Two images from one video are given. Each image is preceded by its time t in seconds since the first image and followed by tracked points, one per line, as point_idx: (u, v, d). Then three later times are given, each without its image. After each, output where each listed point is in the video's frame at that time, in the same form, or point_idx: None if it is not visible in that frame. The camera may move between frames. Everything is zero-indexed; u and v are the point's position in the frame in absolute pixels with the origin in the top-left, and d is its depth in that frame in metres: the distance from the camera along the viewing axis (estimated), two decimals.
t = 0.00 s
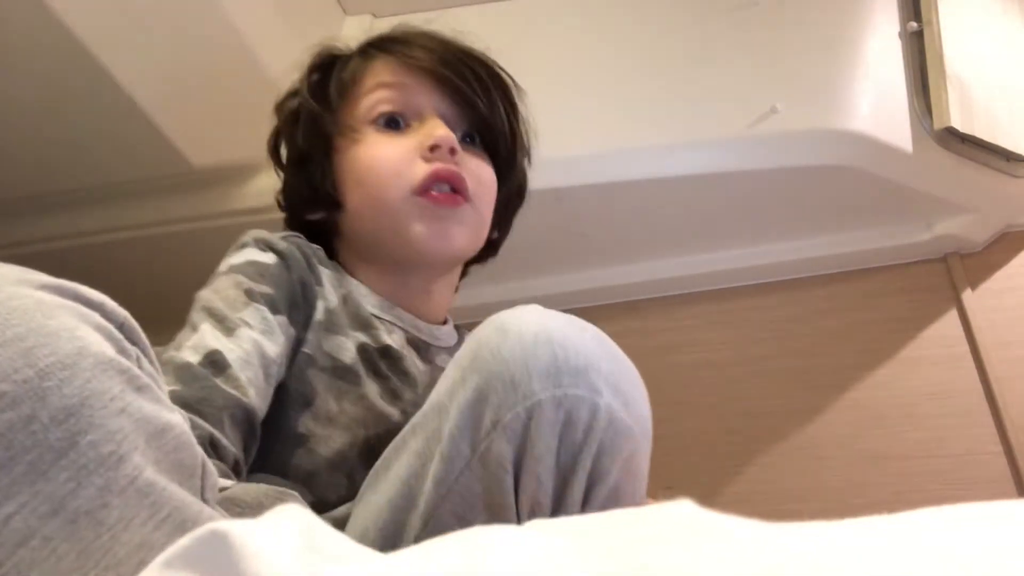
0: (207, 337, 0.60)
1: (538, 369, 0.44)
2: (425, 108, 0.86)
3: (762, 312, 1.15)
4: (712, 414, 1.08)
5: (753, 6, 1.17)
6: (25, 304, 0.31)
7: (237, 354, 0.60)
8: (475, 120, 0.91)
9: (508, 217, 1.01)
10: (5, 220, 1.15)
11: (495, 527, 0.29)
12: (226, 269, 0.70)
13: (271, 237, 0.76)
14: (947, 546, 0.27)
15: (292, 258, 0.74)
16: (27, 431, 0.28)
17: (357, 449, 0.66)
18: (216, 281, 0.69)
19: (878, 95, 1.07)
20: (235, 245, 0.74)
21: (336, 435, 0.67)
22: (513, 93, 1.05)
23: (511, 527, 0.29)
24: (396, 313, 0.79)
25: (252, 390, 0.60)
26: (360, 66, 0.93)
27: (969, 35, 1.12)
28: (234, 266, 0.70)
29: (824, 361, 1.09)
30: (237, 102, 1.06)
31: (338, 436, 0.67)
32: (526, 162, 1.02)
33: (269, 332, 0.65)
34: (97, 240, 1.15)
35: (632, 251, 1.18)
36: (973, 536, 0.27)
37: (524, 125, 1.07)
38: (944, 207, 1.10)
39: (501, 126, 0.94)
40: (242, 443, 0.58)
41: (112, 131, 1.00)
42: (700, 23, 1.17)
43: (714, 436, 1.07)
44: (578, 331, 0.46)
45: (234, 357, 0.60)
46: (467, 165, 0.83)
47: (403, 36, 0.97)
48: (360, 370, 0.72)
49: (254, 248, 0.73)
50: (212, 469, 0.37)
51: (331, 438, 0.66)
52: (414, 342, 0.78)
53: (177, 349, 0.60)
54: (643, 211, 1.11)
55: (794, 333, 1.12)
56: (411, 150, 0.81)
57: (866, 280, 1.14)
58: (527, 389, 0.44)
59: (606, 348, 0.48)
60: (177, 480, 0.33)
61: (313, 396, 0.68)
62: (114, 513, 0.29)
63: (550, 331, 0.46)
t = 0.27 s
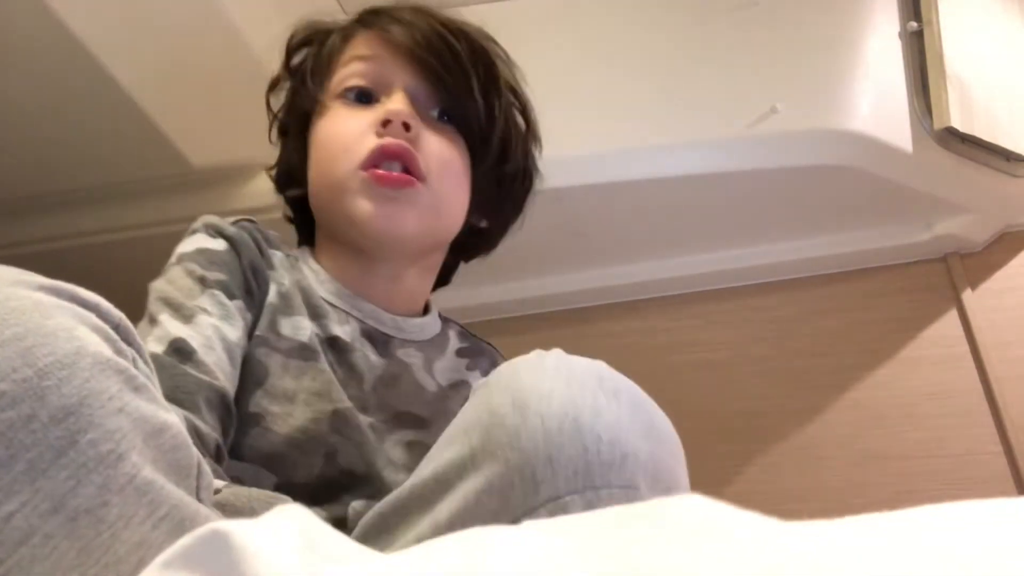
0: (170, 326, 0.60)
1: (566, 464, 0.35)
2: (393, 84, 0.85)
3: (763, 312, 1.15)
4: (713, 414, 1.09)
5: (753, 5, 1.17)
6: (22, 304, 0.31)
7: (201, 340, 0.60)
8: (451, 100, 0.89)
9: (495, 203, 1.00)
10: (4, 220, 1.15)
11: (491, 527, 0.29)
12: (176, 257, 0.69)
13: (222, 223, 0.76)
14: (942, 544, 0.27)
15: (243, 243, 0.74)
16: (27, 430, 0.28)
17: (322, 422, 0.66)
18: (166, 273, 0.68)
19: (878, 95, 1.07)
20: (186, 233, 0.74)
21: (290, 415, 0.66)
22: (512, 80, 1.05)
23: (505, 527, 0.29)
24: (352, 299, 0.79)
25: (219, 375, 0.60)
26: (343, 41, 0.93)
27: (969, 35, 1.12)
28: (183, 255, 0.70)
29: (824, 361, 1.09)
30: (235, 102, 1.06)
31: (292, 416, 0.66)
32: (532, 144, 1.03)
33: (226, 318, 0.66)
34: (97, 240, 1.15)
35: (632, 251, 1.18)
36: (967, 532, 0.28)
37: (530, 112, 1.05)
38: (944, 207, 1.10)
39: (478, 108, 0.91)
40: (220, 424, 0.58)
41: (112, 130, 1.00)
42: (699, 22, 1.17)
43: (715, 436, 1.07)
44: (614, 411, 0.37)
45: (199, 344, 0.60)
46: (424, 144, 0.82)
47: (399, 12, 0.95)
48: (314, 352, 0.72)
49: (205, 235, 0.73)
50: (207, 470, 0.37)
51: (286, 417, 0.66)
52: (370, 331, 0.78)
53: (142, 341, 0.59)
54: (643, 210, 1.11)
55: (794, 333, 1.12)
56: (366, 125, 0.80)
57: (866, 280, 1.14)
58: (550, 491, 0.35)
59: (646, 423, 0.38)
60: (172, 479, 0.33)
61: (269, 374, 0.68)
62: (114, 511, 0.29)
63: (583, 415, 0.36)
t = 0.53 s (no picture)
0: (172, 316, 0.60)
1: (574, 494, 0.34)
2: (423, 63, 0.85)
3: (763, 312, 1.15)
4: (713, 415, 1.09)
5: (752, 5, 1.17)
6: (15, 309, 0.31)
7: (203, 331, 0.60)
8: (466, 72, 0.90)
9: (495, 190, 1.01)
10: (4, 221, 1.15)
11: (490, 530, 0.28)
12: (181, 246, 0.71)
13: (227, 212, 0.77)
14: (941, 543, 0.27)
15: (246, 233, 0.75)
16: (19, 434, 0.28)
17: (323, 419, 0.65)
18: (171, 261, 0.69)
19: (878, 96, 1.08)
20: (193, 221, 0.76)
21: (291, 411, 0.65)
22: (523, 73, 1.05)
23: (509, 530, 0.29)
24: (356, 294, 0.79)
25: (220, 367, 0.60)
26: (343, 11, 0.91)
27: (970, 35, 1.12)
28: (188, 244, 0.71)
29: (824, 361, 1.09)
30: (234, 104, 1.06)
31: (293, 412, 0.65)
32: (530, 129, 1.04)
33: (229, 307, 0.66)
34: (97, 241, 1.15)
35: (632, 250, 1.17)
36: (967, 531, 0.28)
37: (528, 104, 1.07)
38: (944, 206, 1.10)
39: (501, 81, 0.94)
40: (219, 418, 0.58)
41: (111, 132, 1.00)
42: (699, 24, 1.17)
43: (715, 436, 1.07)
44: (623, 429, 0.36)
45: (200, 334, 0.60)
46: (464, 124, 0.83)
47: None
48: (319, 346, 0.71)
49: (210, 224, 0.75)
50: (203, 473, 0.37)
51: (286, 414, 0.65)
52: (374, 332, 0.77)
53: (144, 331, 0.59)
54: (644, 210, 1.11)
55: (795, 333, 1.12)
56: (408, 107, 0.79)
57: (867, 280, 1.14)
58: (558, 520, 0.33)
59: (655, 440, 0.38)
60: (168, 483, 0.33)
61: (270, 368, 0.67)
62: (107, 515, 0.29)
63: (593, 440, 0.35)
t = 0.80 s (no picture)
0: (155, 322, 0.60)
1: (579, 492, 0.35)
2: (414, 66, 0.86)
3: (763, 312, 1.15)
4: (713, 415, 1.09)
5: (753, 6, 1.17)
6: (10, 310, 0.31)
7: (185, 334, 0.61)
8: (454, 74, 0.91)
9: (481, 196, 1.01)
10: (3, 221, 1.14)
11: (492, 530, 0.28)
12: (158, 255, 0.70)
13: (204, 220, 0.77)
14: (940, 543, 0.27)
15: (223, 240, 0.75)
16: (15, 434, 0.28)
17: (314, 420, 0.65)
18: (149, 268, 0.69)
19: (878, 96, 1.08)
20: (168, 230, 0.76)
21: (280, 413, 0.65)
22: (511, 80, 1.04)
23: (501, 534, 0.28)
24: (343, 295, 0.79)
25: (206, 369, 0.60)
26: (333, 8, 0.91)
27: (970, 34, 1.12)
28: (165, 252, 0.71)
29: (824, 361, 1.09)
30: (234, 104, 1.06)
31: (282, 414, 0.65)
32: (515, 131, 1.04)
33: (211, 312, 0.66)
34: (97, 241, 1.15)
35: (632, 250, 1.17)
36: (965, 531, 0.28)
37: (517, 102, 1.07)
38: (943, 206, 1.10)
39: (491, 87, 0.95)
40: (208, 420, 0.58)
41: (111, 132, 1.00)
42: (698, 24, 1.16)
43: (715, 436, 1.07)
44: (630, 429, 0.37)
45: (184, 338, 0.60)
46: (453, 127, 0.83)
47: None
48: (306, 346, 0.71)
49: (186, 233, 0.75)
50: (201, 473, 0.37)
51: (276, 416, 0.65)
52: (361, 333, 0.77)
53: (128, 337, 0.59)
54: (643, 210, 1.11)
55: (795, 333, 1.12)
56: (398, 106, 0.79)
57: (867, 280, 1.14)
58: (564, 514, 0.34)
59: (661, 440, 0.39)
60: (165, 483, 0.33)
61: (257, 369, 0.67)
62: (104, 515, 0.29)
63: (598, 438, 0.36)
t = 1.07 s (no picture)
0: (141, 325, 0.60)
1: (575, 475, 0.37)
2: (395, 71, 0.86)
3: (762, 312, 1.15)
4: (712, 415, 1.08)
5: (752, 6, 1.17)
6: (7, 308, 0.32)
7: (172, 335, 0.60)
8: (437, 82, 0.91)
9: (461, 199, 1.01)
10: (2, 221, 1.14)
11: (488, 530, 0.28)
12: (138, 258, 0.69)
13: (182, 223, 0.76)
14: (941, 543, 0.27)
15: (203, 242, 0.75)
16: (13, 431, 0.28)
17: (300, 418, 0.66)
18: (129, 273, 0.68)
19: (877, 97, 1.08)
20: (146, 236, 0.75)
21: (267, 411, 0.66)
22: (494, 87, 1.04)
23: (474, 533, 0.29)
24: (325, 296, 0.79)
25: (195, 367, 0.60)
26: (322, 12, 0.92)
27: (970, 35, 1.12)
28: (144, 256, 0.70)
29: (824, 361, 1.09)
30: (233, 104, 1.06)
31: (269, 413, 0.65)
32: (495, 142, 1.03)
33: (195, 313, 0.66)
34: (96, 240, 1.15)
35: (632, 251, 1.17)
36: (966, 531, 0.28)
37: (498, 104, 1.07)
38: (943, 207, 1.10)
39: (473, 98, 0.95)
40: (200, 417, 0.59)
41: (111, 132, 1.00)
42: (697, 26, 1.17)
43: (715, 436, 1.07)
44: (624, 414, 0.39)
45: (172, 339, 0.60)
46: (431, 134, 0.83)
47: None
48: (289, 346, 0.71)
49: (165, 237, 0.74)
50: (200, 469, 0.37)
51: (263, 414, 0.65)
52: (344, 333, 0.77)
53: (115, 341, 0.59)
54: (642, 211, 1.11)
55: (794, 334, 1.12)
56: (377, 110, 0.80)
57: (868, 280, 1.14)
58: (560, 496, 0.36)
59: (658, 426, 0.41)
60: (164, 479, 0.33)
61: (242, 370, 0.67)
62: (103, 512, 0.29)
63: (592, 422, 0.38)
